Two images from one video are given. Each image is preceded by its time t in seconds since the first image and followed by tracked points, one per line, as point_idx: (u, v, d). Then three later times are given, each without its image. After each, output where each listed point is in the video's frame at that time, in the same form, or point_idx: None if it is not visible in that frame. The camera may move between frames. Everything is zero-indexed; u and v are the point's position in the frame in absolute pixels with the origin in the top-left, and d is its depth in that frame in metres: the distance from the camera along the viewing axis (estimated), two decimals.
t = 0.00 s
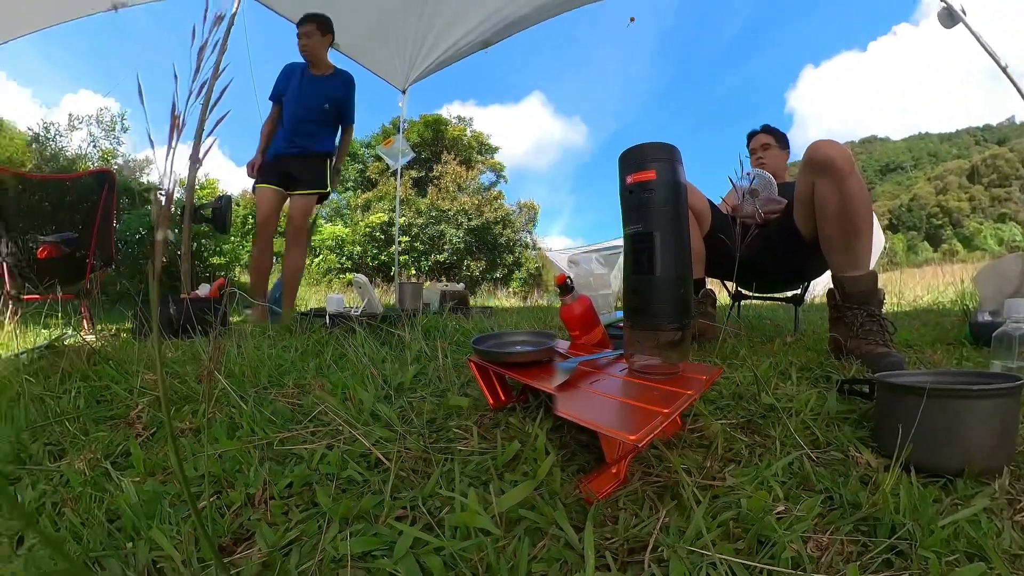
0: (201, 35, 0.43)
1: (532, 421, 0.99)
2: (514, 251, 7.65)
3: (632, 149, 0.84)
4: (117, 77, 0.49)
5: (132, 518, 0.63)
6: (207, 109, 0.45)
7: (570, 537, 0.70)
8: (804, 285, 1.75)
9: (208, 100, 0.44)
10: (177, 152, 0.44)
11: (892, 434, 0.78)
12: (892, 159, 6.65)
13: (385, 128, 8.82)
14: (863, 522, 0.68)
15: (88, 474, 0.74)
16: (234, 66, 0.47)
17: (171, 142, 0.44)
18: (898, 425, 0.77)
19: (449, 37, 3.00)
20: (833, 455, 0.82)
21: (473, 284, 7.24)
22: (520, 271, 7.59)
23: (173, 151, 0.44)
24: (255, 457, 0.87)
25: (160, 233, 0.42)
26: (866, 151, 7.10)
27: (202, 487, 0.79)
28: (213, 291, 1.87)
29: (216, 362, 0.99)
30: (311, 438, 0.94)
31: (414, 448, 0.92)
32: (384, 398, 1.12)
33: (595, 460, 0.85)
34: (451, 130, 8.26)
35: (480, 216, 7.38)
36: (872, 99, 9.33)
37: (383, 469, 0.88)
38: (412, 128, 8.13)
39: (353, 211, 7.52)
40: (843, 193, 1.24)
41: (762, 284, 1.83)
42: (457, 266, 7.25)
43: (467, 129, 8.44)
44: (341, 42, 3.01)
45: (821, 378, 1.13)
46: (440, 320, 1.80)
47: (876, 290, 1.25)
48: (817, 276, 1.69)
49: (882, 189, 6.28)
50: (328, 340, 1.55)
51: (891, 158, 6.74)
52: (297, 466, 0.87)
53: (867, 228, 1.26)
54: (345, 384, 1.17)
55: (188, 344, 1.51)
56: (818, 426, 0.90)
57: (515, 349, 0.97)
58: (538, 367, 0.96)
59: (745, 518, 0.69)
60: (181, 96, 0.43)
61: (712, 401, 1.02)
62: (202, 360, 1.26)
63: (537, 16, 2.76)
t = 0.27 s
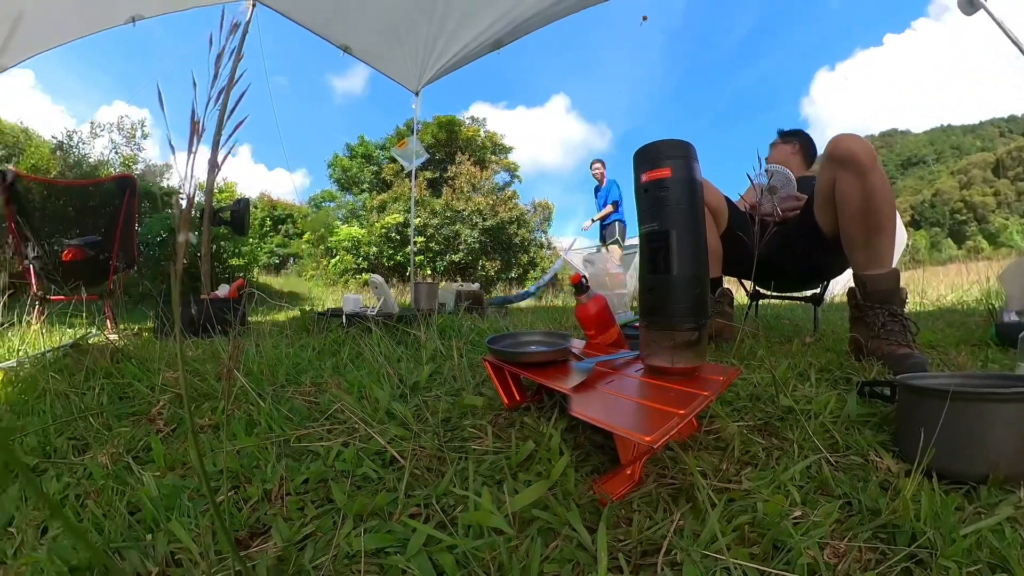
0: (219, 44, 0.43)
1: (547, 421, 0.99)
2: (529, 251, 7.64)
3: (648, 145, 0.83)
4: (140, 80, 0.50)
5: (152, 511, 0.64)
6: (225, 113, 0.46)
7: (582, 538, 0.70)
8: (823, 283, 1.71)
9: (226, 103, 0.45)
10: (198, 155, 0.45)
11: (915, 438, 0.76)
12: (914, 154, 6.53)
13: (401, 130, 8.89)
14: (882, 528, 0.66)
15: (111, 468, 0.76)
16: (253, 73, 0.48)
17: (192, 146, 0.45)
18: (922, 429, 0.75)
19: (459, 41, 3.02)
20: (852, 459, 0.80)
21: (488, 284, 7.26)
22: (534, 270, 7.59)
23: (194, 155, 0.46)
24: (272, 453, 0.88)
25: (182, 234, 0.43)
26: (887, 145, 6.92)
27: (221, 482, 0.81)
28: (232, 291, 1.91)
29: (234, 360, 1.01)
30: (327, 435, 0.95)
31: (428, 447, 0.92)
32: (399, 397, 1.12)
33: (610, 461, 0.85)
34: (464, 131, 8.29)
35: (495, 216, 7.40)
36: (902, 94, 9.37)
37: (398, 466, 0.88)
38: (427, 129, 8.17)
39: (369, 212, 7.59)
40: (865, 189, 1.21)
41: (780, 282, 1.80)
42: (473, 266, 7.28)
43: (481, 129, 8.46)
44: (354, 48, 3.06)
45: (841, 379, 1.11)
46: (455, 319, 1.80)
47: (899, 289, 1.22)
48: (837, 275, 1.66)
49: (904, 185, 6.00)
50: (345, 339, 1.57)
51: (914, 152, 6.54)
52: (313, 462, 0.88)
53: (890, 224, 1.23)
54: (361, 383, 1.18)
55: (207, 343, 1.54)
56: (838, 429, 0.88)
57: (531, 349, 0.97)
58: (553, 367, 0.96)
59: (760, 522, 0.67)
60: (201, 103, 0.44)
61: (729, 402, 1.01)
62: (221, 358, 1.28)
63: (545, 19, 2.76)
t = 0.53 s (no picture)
0: (234, 50, 0.45)
1: (561, 421, 0.99)
2: (543, 250, 7.62)
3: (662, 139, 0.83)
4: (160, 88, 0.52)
5: (171, 504, 0.66)
6: (242, 120, 0.47)
7: (595, 539, 0.69)
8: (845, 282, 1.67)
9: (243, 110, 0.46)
10: (215, 162, 0.47)
11: (938, 442, 0.73)
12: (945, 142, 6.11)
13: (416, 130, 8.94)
14: (903, 536, 0.64)
15: (132, 462, 0.78)
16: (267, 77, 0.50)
17: (210, 153, 0.46)
18: (946, 433, 0.72)
19: (468, 45, 3.07)
20: (873, 463, 0.78)
21: (503, 284, 7.25)
22: (550, 270, 7.58)
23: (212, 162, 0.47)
24: (290, 450, 0.89)
25: (203, 237, 0.45)
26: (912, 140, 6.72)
27: (239, 477, 0.82)
28: (251, 291, 1.94)
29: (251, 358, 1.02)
30: (344, 433, 0.96)
31: (443, 446, 0.93)
32: (415, 396, 1.13)
33: (625, 463, 0.84)
34: (478, 132, 8.31)
35: (509, 216, 7.39)
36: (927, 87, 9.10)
37: (412, 464, 0.89)
38: (441, 129, 8.21)
39: (384, 213, 7.66)
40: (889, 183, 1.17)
41: (799, 281, 1.77)
42: (488, 266, 7.28)
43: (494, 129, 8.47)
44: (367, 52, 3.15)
45: (862, 382, 1.08)
46: (471, 319, 1.81)
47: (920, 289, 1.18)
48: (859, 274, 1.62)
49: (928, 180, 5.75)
50: (361, 339, 1.58)
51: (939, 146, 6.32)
52: (330, 459, 0.89)
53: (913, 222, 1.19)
54: (378, 382, 1.19)
55: (226, 342, 1.57)
56: (858, 432, 0.86)
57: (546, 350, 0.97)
58: (568, 368, 0.96)
59: (777, 527, 0.66)
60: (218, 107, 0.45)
61: (746, 404, 0.99)
62: (240, 357, 1.30)
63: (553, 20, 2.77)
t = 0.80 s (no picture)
0: (248, 54, 0.46)
1: (576, 421, 0.98)
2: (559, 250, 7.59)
3: (669, 136, 0.84)
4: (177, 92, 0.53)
5: (191, 497, 0.68)
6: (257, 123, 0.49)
7: (608, 541, 0.69)
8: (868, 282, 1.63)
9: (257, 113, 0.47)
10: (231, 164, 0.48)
11: (961, 447, 0.71)
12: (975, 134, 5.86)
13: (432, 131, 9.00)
14: (924, 544, 0.61)
15: (154, 457, 0.80)
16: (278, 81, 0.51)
17: (225, 154, 0.47)
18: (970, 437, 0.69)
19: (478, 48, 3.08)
20: (894, 469, 0.76)
21: (518, 284, 7.23)
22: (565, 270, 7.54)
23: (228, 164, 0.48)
24: (307, 447, 0.91)
25: (220, 239, 0.46)
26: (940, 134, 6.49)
27: (257, 473, 0.84)
28: (269, 292, 1.98)
29: (270, 357, 1.04)
30: (360, 431, 0.97)
31: (458, 445, 0.93)
32: (430, 395, 1.14)
33: (640, 464, 0.83)
34: (493, 132, 8.33)
35: (524, 215, 7.35)
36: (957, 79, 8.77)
37: (427, 463, 0.89)
38: (456, 130, 8.23)
39: (400, 214, 7.71)
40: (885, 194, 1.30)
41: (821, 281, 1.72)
42: (503, 265, 7.25)
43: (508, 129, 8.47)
44: (379, 57, 3.18)
45: (884, 384, 1.05)
46: (486, 320, 1.81)
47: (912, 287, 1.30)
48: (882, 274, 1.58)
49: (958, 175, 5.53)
50: (376, 339, 1.60)
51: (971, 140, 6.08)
52: (346, 456, 0.90)
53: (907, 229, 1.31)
54: (394, 381, 1.20)
55: (244, 340, 1.60)
56: (879, 436, 0.84)
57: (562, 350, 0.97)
58: (584, 368, 0.95)
59: (793, 532, 0.64)
60: (232, 111, 0.47)
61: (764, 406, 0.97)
62: (259, 356, 1.33)
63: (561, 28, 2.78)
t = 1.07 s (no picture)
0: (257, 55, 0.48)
1: (591, 421, 0.98)
2: (574, 249, 7.55)
3: (684, 132, 0.83)
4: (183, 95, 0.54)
5: (209, 492, 0.70)
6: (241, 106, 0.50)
7: (621, 543, 0.68)
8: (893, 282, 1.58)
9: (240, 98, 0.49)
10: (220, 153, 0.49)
11: (984, 454, 0.68)
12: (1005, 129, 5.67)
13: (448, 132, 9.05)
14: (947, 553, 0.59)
15: (174, 452, 0.83)
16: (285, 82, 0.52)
17: (212, 143, 0.49)
18: (993, 443, 0.66)
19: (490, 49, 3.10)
20: (914, 475, 0.73)
21: (534, 283, 7.20)
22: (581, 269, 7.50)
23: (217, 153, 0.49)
24: (323, 445, 0.93)
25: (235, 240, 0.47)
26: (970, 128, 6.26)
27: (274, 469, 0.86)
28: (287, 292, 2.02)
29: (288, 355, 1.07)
30: (376, 429, 0.99)
31: (473, 444, 0.94)
32: (445, 394, 1.14)
33: (655, 465, 0.82)
34: (507, 133, 8.36)
35: (539, 215, 7.33)
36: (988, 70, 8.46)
37: (442, 461, 0.90)
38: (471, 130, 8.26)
39: (416, 215, 7.76)
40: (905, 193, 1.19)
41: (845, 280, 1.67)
42: (518, 265, 7.22)
43: (522, 129, 8.49)
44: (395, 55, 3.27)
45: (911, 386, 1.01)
46: (501, 319, 1.81)
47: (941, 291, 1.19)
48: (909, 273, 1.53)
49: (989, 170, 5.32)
50: (393, 338, 1.62)
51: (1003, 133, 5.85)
52: (362, 454, 0.91)
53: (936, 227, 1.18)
54: (409, 380, 1.22)
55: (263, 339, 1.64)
56: (899, 440, 0.81)
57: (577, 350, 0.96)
58: (599, 369, 0.95)
59: (810, 538, 0.63)
60: (218, 103, 0.48)
61: (781, 408, 0.95)
62: (277, 354, 1.36)
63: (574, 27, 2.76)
